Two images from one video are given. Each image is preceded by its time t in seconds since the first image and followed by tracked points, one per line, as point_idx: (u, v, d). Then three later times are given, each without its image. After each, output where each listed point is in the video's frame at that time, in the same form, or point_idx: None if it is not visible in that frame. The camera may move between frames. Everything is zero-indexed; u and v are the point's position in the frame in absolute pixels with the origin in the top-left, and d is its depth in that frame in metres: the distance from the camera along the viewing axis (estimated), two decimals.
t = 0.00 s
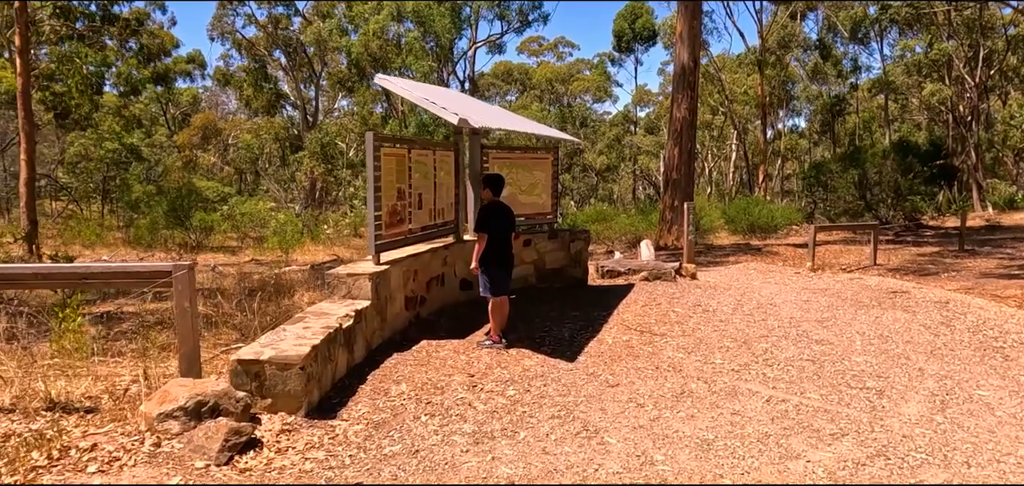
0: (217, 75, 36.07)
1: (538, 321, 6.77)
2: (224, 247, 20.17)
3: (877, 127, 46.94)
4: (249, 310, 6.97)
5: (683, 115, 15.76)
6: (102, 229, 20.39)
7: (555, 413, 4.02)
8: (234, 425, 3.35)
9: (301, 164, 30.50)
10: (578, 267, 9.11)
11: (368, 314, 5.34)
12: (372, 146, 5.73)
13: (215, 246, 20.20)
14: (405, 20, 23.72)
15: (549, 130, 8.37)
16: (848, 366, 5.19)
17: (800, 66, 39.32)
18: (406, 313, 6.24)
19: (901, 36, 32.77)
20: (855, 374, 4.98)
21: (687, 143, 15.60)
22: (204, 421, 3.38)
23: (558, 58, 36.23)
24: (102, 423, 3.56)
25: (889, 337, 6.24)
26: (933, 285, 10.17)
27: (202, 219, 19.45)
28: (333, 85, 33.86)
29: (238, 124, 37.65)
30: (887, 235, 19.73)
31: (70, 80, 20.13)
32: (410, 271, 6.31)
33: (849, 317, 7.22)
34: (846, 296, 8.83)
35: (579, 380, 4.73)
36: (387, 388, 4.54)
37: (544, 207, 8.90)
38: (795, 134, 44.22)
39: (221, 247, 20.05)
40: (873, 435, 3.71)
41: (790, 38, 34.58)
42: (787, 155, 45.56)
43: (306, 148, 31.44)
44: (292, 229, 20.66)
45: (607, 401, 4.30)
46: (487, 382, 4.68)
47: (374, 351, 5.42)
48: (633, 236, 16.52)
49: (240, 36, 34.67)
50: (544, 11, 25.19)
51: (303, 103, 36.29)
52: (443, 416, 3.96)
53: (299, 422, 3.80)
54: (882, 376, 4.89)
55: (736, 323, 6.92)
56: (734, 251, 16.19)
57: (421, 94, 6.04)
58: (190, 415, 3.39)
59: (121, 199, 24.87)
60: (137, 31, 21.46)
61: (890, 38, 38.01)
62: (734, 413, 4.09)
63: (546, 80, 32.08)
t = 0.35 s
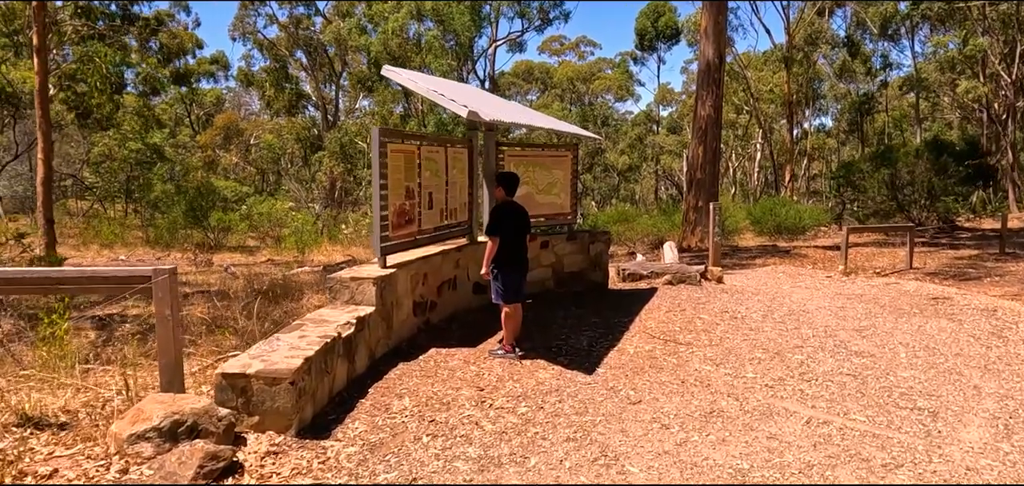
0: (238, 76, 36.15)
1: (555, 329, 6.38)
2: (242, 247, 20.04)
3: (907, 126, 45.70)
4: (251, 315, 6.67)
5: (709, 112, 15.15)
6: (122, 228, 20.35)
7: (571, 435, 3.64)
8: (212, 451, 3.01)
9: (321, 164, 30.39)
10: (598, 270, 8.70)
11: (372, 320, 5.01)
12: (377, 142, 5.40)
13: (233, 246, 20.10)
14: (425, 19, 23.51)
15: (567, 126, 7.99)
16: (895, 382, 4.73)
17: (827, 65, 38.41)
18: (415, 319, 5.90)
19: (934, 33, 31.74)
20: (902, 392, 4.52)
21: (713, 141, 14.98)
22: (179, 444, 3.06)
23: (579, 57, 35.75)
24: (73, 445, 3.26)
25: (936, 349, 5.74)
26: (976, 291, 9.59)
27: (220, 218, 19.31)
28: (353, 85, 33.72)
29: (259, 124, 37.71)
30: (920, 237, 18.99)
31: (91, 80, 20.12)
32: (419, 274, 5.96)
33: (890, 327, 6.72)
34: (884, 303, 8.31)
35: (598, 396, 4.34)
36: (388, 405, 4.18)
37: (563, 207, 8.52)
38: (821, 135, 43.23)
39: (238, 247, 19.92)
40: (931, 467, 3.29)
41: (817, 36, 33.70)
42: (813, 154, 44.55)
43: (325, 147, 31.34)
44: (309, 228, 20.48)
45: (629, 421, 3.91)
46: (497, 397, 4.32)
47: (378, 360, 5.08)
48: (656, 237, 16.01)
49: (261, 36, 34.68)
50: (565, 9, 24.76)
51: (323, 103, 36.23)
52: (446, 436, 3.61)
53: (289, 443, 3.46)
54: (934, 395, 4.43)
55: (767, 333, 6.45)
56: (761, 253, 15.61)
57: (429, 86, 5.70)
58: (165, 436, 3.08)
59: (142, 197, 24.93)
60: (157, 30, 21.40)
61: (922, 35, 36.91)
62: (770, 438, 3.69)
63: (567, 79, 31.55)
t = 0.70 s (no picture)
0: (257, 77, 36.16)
1: (568, 336, 5.99)
2: (257, 247, 19.87)
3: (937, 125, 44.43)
4: (251, 320, 6.38)
5: (732, 110, 14.63)
6: (140, 227, 20.33)
7: (582, 458, 3.27)
8: (175, 476, 2.69)
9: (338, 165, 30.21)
10: (615, 273, 8.29)
11: (371, 326, 4.66)
12: (379, 136, 5.04)
13: (248, 247, 19.96)
14: (443, 18, 23.23)
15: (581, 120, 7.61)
16: (943, 399, 4.28)
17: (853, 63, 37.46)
18: (419, 324, 5.54)
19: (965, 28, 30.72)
20: (953, 410, 4.07)
21: (736, 139, 14.46)
22: (140, 467, 2.74)
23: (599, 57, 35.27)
24: (30, 465, 3.00)
25: (985, 360, 5.26)
26: (1020, 296, 9.00)
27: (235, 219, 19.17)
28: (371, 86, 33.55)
29: (279, 125, 37.75)
30: (953, 239, 18.26)
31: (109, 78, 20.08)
32: (424, 277, 5.61)
33: (932, 335, 6.23)
34: (922, 309, 7.79)
35: (613, 412, 3.96)
36: (384, 419, 3.84)
37: (579, 206, 8.13)
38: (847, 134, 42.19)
39: (253, 247, 19.75)
40: None
41: (843, 33, 32.87)
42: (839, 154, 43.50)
43: (343, 148, 31.17)
44: (324, 228, 20.24)
45: (649, 442, 3.53)
46: (503, 412, 3.95)
47: (377, 369, 4.73)
48: (677, 238, 15.53)
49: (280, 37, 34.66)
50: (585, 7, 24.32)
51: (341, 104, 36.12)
52: (444, 458, 3.25)
53: (269, 464, 3.13)
54: (990, 415, 3.98)
55: (797, 341, 6.01)
56: (786, 255, 15.05)
57: (435, 76, 5.31)
58: (126, 457, 2.76)
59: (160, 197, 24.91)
60: (174, 30, 21.35)
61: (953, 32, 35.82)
62: (807, 464, 3.28)
63: (587, 78, 31.06)
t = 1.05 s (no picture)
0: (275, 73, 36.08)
1: (581, 345, 5.60)
2: (270, 243, 19.67)
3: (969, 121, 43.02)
4: (249, 325, 6.08)
5: (757, 104, 13.99)
6: (157, 223, 20.23)
7: None
8: None
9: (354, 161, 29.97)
10: (633, 274, 7.88)
11: (367, 335, 4.32)
12: (377, 130, 4.68)
13: (262, 243, 19.78)
14: (460, 12, 22.85)
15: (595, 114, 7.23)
16: (999, 423, 3.83)
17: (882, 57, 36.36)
18: (422, 331, 5.19)
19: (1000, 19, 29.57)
20: (1012, 437, 3.62)
21: (760, 135, 13.81)
22: None
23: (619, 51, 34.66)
24: None
25: None
26: None
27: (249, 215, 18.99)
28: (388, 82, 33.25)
29: (298, 121, 37.67)
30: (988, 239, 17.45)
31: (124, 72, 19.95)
32: (427, 280, 5.26)
33: (978, 346, 5.73)
34: (964, 315, 7.26)
35: (629, 436, 3.57)
36: (374, 441, 3.49)
37: (596, 204, 7.73)
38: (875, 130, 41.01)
39: (267, 244, 19.55)
40: None
41: (871, 25, 31.88)
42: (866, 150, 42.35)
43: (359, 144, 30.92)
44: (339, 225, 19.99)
45: (667, 472, 3.14)
46: (505, 434, 3.58)
47: (374, 381, 4.39)
48: (699, 237, 15.03)
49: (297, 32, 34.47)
50: None
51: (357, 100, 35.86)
52: None
53: None
54: None
55: (831, 351, 5.56)
56: (813, 254, 14.47)
57: (437, 64, 4.95)
58: None
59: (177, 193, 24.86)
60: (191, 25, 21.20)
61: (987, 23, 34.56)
62: None
63: (607, 73, 30.46)
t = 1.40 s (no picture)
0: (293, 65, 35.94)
1: (596, 343, 5.20)
2: (284, 235, 19.45)
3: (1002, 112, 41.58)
4: (245, 320, 5.76)
5: (783, 92, 13.24)
6: (173, 213, 20.17)
7: None
8: None
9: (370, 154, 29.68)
10: (652, 268, 7.44)
11: (358, 334, 3.96)
12: (373, 110, 4.31)
13: (276, 235, 19.58)
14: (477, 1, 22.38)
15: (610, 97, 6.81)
16: None
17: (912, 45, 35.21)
18: (423, 328, 4.82)
19: None
20: None
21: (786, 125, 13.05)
22: None
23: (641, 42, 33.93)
24: None
25: None
26: None
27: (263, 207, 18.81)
28: (405, 74, 32.88)
29: (316, 113, 37.51)
30: None
31: (140, 63, 19.82)
32: (429, 273, 4.89)
33: None
34: (1010, 314, 6.72)
35: (645, 449, 3.18)
36: (359, 452, 3.14)
37: (613, 193, 7.32)
38: (904, 121, 39.82)
39: (281, 236, 19.34)
40: None
41: (901, 12, 30.83)
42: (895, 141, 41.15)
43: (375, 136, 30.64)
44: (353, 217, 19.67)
45: None
46: (505, 446, 3.21)
47: (367, 383, 4.04)
48: (722, 229, 14.51)
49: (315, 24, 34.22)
50: None
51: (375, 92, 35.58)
52: None
53: None
54: None
55: (869, 351, 5.10)
56: (841, 248, 13.87)
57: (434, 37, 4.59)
58: None
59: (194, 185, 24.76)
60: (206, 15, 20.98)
61: None
62: None
63: (628, 63, 29.63)
